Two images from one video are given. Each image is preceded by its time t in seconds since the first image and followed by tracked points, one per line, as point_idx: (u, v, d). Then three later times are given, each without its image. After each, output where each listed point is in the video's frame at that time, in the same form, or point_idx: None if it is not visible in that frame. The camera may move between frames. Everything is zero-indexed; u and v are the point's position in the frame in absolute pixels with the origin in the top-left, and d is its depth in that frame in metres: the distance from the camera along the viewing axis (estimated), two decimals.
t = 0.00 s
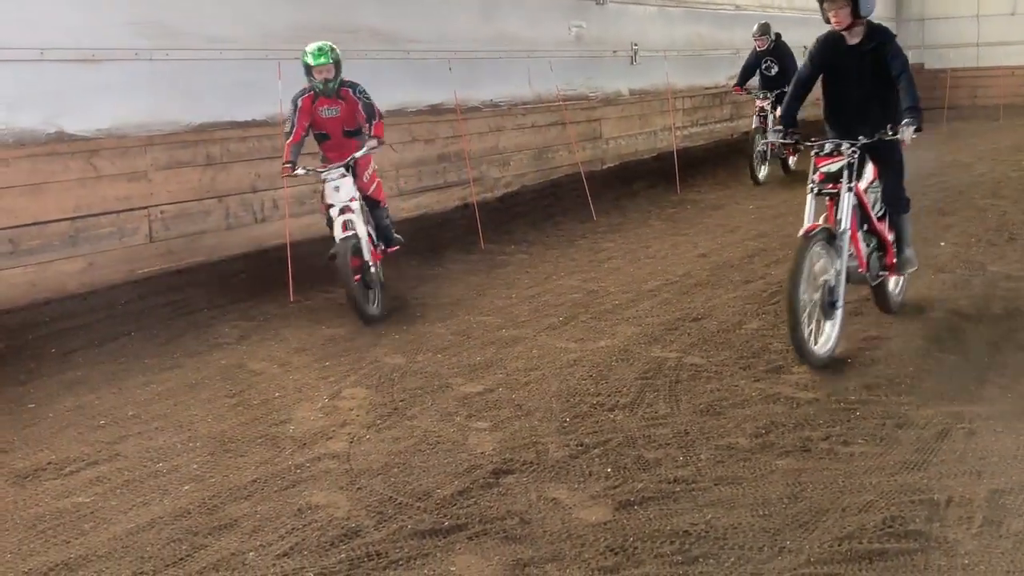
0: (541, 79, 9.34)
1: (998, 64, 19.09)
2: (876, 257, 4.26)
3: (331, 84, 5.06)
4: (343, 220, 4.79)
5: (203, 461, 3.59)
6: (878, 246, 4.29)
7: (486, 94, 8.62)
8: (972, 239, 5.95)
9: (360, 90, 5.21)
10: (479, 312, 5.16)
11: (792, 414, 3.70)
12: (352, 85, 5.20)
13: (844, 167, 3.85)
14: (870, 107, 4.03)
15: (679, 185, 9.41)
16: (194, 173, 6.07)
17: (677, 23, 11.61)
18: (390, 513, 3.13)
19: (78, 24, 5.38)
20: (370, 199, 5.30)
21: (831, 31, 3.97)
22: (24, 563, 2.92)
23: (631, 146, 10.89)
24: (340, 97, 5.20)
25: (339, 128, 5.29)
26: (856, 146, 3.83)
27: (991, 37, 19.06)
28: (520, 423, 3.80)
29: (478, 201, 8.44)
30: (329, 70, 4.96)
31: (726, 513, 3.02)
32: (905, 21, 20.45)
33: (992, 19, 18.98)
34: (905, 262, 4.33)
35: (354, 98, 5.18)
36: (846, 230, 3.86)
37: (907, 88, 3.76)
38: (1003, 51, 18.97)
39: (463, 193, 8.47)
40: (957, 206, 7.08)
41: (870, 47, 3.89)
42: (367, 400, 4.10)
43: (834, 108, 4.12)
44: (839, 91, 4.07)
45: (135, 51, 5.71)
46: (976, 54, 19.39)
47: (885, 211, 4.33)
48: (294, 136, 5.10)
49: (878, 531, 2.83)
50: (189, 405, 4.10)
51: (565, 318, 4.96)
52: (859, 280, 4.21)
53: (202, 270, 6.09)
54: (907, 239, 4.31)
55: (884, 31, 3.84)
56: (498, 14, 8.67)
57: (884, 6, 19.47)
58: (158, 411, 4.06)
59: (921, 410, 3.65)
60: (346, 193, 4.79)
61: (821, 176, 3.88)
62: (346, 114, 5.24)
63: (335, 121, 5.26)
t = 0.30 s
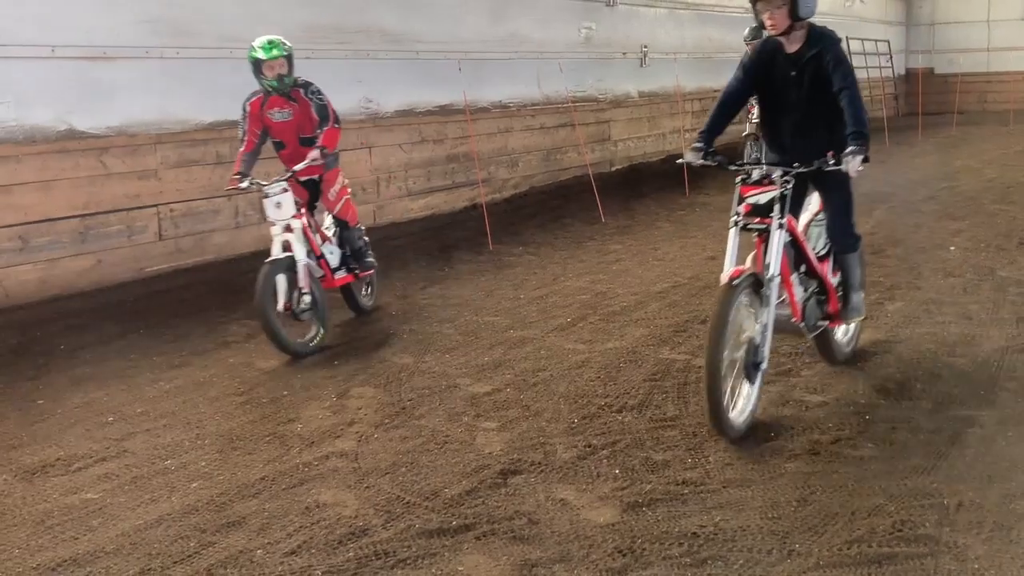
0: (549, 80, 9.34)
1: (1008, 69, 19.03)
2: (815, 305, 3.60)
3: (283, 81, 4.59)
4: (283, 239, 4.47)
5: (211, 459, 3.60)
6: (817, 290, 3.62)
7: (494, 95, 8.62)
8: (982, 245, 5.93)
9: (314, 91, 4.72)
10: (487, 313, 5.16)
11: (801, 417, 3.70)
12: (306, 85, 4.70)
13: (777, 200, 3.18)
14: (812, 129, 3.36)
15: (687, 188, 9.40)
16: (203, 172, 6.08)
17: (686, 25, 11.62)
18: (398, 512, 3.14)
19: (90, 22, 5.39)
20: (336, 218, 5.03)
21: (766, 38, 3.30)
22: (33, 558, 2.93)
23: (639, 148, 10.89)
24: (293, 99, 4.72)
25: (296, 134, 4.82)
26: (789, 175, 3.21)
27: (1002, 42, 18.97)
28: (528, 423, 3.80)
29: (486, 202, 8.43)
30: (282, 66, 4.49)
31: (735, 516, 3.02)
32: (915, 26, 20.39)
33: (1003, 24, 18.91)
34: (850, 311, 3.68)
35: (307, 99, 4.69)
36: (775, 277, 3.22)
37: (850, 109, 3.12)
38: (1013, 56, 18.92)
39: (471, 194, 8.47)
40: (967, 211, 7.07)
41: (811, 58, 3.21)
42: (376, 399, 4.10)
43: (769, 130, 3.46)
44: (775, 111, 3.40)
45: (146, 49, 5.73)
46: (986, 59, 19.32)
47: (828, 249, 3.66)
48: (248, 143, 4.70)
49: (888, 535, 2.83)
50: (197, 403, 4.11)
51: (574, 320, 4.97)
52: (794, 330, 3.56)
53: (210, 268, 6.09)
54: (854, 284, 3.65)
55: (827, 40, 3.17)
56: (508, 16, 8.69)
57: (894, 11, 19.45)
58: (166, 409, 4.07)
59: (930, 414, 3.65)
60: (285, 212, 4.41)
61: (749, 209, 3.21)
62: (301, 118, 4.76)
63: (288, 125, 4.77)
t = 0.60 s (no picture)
0: (554, 82, 9.36)
1: (1012, 74, 19.07)
2: (721, 367, 2.91)
3: (190, 77, 4.24)
4: (177, 259, 4.07)
5: (214, 456, 3.60)
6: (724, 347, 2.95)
7: (499, 96, 8.63)
8: (987, 249, 5.94)
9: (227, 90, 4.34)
10: (492, 313, 5.16)
11: (805, 420, 3.71)
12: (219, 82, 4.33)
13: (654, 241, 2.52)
14: (705, 153, 2.72)
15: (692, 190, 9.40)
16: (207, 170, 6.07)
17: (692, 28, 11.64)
18: (402, 511, 3.14)
19: (98, 21, 5.43)
20: (269, 246, 4.61)
21: (637, 43, 2.64)
22: (35, 554, 2.93)
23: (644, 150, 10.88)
24: (203, 98, 4.36)
25: (208, 137, 4.44)
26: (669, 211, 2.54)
27: (1008, 47, 19.01)
28: (532, 424, 3.81)
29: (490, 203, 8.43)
30: (189, 60, 4.20)
31: (739, 518, 3.02)
32: (920, 30, 20.36)
33: (1009, 29, 18.94)
34: (765, 369, 3.01)
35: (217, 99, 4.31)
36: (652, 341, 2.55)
37: (749, 125, 2.52)
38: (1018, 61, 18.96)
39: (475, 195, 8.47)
40: (971, 216, 7.08)
41: (696, 67, 2.57)
42: (380, 398, 4.09)
43: (655, 157, 2.79)
44: (659, 134, 2.72)
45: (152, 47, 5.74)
46: (991, 64, 19.34)
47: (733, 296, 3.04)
48: (164, 148, 4.39)
49: (892, 539, 2.84)
50: (200, 401, 4.10)
51: (579, 321, 4.97)
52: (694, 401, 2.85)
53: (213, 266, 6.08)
54: (767, 337, 2.98)
55: (715, 40, 2.54)
56: (514, 17, 8.73)
57: (899, 15, 19.47)
58: (169, 406, 4.06)
59: (935, 418, 3.65)
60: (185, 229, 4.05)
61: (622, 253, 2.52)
62: (213, 120, 4.39)
63: (199, 126, 4.41)
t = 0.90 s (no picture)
0: (550, 86, 9.39)
1: (1004, 82, 19.24)
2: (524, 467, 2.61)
3: (39, 78, 3.86)
4: (13, 282, 3.71)
5: (205, 458, 3.58)
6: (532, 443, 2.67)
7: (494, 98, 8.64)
8: (979, 256, 5.97)
9: (83, 91, 3.93)
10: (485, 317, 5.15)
11: (797, 425, 3.72)
12: (75, 81, 3.92)
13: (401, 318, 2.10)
14: (484, 188, 2.34)
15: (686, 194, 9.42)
16: (201, 170, 6.04)
17: (686, 32, 11.68)
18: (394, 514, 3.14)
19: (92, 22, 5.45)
20: (140, 274, 4.15)
21: (408, 50, 2.28)
22: (24, 555, 2.91)
23: (639, 154, 10.87)
24: (58, 99, 3.94)
25: (65, 143, 4.02)
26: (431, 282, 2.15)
27: (1001, 54, 19.16)
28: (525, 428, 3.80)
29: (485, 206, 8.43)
30: (36, 57, 3.80)
31: (732, 523, 3.02)
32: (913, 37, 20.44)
33: (1002, 36, 19.09)
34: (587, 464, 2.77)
35: (71, 100, 3.91)
36: (384, 449, 2.09)
37: (526, 155, 2.20)
38: (1011, 68, 19.13)
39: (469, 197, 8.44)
40: (964, 222, 7.12)
41: (470, 82, 2.22)
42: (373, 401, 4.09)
43: (433, 190, 2.40)
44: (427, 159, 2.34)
45: (146, 47, 5.74)
46: (984, 71, 19.48)
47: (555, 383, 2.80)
48: (27, 155, 4.04)
49: (884, 545, 2.84)
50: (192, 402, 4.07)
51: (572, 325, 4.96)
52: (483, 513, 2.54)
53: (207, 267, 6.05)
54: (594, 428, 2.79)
55: (493, 50, 2.21)
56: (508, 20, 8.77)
57: (893, 21, 19.58)
58: (161, 408, 4.03)
59: (927, 424, 3.67)
60: (28, 247, 3.71)
61: (362, 330, 2.12)
62: (70, 124, 3.98)
63: (55, 131, 4.00)
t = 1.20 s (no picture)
0: (539, 87, 9.40)
1: (992, 88, 19.40)
2: None
3: None
4: None
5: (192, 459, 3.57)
6: None
7: (483, 100, 8.65)
8: (967, 261, 6.00)
9: None
10: (474, 317, 5.15)
11: (786, 428, 3.73)
12: None
13: None
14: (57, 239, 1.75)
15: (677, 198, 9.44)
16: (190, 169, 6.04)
17: (676, 36, 11.71)
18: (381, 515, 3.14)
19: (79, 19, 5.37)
20: None
21: None
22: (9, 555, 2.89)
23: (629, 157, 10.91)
24: None
25: None
26: None
27: (990, 60, 19.32)
28: (514, 429, 3.80)
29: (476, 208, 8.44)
30: None
31: (721, 525, 3.02)
32: (903, 42, 20.48)
33: (991, 43, 19.24)
34: None
35: None
36: None
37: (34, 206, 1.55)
38: (999, 75, 19.29)
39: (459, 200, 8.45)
40: (952, 228, 7.17)
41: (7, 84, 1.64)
42: (360, 401, 4.07)
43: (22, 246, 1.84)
44: (17, 221, 1.75)
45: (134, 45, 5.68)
46: (972, 77, 19.63)
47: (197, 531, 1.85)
48: None
49: (873, 548, 2.85)
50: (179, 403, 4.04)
51: (561, 326, 4.97)
52: None
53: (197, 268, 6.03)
54: None
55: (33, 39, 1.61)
56: (499, 22, 8.77)
57: (883, 27, 19.70)
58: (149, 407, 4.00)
59: (915, 428, 3.68)
60: None
61: None
62: None
63: None
